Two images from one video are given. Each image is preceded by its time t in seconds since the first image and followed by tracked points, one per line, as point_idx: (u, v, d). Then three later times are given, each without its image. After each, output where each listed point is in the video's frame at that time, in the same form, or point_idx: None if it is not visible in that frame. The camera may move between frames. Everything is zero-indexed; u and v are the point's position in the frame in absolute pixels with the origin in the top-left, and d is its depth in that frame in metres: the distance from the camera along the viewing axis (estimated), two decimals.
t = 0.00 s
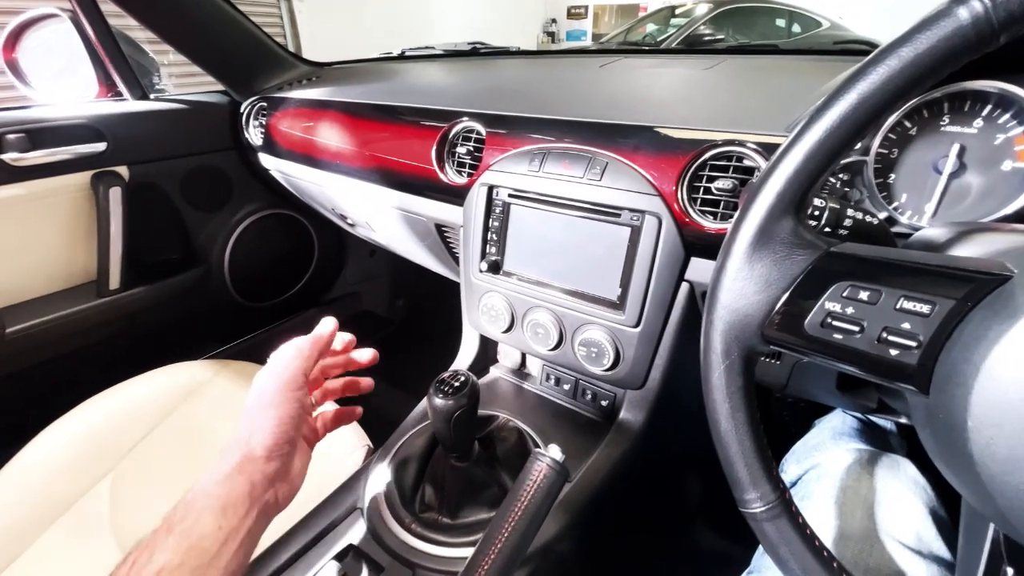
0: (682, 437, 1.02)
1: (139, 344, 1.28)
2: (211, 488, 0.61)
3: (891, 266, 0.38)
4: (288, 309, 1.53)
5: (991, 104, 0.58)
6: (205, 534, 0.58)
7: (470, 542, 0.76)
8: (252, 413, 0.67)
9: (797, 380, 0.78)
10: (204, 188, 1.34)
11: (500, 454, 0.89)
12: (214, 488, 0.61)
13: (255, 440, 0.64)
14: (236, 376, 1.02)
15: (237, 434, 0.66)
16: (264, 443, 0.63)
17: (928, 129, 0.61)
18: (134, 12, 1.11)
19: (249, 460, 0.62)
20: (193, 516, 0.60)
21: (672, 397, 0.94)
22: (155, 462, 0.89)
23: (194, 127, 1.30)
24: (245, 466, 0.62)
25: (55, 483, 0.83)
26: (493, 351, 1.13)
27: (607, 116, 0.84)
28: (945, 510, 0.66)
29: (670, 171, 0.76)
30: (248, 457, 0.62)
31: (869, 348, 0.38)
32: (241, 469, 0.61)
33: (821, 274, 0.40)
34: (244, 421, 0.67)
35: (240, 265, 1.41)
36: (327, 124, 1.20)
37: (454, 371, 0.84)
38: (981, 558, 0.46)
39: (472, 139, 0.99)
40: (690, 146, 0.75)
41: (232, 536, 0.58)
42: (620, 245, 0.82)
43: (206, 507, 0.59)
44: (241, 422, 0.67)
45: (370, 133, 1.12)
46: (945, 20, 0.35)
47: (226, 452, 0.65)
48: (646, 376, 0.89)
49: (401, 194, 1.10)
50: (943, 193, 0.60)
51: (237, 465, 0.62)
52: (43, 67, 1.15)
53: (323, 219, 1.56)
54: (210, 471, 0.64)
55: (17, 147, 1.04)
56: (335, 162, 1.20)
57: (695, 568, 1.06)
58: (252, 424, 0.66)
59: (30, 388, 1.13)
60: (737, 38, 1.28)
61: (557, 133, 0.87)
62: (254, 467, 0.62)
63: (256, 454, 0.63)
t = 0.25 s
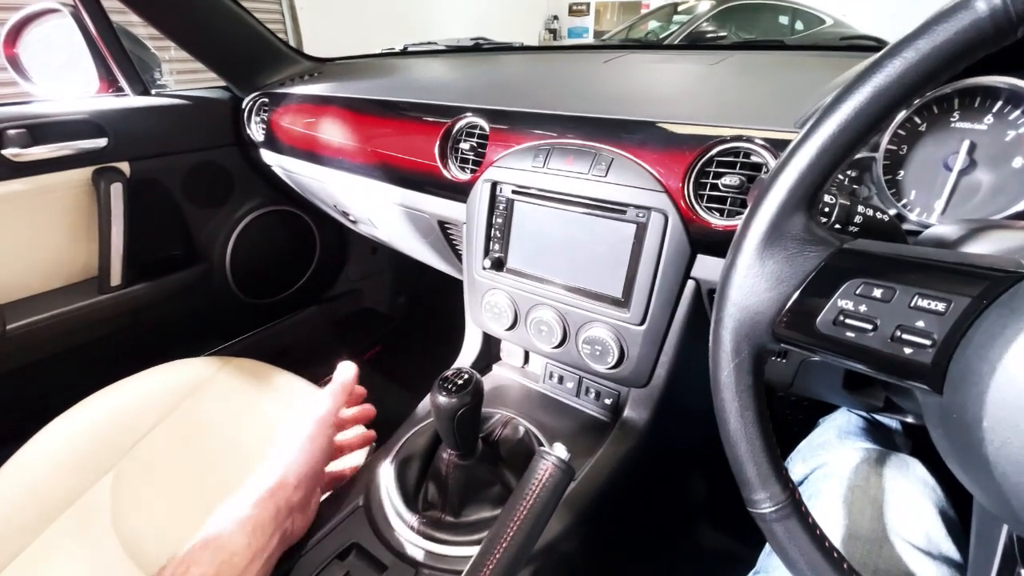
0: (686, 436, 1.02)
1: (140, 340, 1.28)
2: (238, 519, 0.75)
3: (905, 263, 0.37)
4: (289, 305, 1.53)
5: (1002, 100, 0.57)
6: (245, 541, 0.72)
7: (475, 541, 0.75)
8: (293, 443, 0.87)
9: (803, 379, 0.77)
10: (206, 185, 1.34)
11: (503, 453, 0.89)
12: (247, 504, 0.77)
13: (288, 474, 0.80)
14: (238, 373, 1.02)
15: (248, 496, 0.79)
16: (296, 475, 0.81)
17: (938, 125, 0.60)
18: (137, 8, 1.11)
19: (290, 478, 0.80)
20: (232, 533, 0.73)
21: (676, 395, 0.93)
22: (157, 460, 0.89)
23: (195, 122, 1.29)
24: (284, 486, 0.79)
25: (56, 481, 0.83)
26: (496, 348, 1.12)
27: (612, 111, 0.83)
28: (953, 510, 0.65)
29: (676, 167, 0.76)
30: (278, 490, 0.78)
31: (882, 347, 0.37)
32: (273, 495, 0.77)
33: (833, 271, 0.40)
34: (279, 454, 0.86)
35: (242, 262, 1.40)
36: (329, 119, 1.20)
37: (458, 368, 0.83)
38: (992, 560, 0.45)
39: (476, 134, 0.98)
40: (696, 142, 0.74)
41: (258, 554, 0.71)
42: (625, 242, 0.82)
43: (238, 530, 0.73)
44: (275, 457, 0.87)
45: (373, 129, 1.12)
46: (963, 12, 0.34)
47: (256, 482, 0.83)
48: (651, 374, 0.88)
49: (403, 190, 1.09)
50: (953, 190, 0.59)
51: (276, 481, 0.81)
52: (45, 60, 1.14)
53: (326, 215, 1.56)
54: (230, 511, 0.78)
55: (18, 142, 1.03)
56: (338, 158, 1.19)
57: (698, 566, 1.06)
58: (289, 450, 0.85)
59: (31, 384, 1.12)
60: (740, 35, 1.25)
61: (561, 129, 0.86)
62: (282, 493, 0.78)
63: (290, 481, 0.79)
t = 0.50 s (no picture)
0: (690, 434, 1.02)
1: (145, 337, 1.28)
2: (249, 514, 0.76)
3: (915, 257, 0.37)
4: (293, 303, 1.53)
5: (1010, 97, 0.57)
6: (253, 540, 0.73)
7: (481, 536, 0.75)
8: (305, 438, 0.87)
9: (808, 376, 0.77)
10: (211, 182, 1.34)
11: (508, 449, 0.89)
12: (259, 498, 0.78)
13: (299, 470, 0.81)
14: (242, 369, 1.02)
15: (259, 490, 0.79)
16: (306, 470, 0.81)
17: (945, 121, 0.60)
18: (144, 7, 1.12)
19: (299, 477, 0.80)
20: (241, 530, 0.74)
21: (681, 392, 0.93)
22: (162, 456, 0.89)
23: (200, 120, 1.29)
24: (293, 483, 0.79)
25: (62, 476, 0.83)
26: (500, 345, 1.12)
27: (618, 108, 0.83)
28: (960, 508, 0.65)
29: (682, 164, 0.76)
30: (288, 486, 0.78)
31: (892, 342, 0.37)
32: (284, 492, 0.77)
33: (843, 266, 0.40)
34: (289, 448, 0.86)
35: (246, 259, 1.40)
36: (333, 116, 1.20)
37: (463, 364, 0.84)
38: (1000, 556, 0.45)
39: (481, 131, 0.98)
40: (703, 139, 0.74)
41: (269, 553, 0.73)
42: (630, 239, 0.82)
43: (249, 528, 0.74)
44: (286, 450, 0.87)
45: (378, 126, 1.12)
46: (975, 6, 0.34)
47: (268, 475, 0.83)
48: (656, 371, 0.88)
49: (408, 188, 1.09)
50: (961, 186, 0.59)
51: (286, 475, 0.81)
52: (51, 58, 1.14)
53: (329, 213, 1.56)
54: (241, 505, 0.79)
55: (24, 139, 1.04)
56: (342, 155, 1.19)
57: (701, 564, 1.06)
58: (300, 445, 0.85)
59: (36, 380, 1.12)
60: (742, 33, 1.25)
61: (567, 126, 0.86)
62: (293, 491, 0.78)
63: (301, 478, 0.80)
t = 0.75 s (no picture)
0: (690, 433, 1.02)
1: (148, 336, 1.28)
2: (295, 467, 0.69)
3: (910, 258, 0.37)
4: (295, 302, 1.54)
5: (1008, 99, 0.57)
6: (304, 494, 0.65)
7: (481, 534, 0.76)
8: (354, 406, 0.83)
9: (808, 376, 0.77)
10: (213, 182, 1.35)
11: (508, 447, 0.89)
12: (302, 458, 0.72)
13: (348, 441, 0.78)
14: (244, 368, 1.02)
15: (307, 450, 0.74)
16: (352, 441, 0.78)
17: (944, 123, 0.60)
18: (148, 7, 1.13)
19: (352, 450, 0.77)
20: (285, 477, 0.67)
21: (681, 391, 0.94)
22: (165, 454, 0.89)
23: (203, 119, 1.30)
24: (344, 450, 0.76)
25: (65, 473, 0.84)
26: (501, 345, 1.13)
27: (619, 109, 0.84)
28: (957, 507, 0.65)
29: (681, 164, 0.76)
30: (341, 453, 0.75)
31: (886, 341, 0.38)
32: (337, 461, 0.74)
33: (839, 267, 0.40)
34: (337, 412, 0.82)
35: (249, 258, 1.41)
36: (335, 116, 1.20)
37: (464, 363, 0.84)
38: (993, 554, 0.46)
39: (482, 132, 0.99)
40: (702, 140, 0.75)
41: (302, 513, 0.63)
42: (630, 239, 0.82)
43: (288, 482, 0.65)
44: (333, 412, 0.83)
45: (379, 126, 1.12)
46: (970, 10, 0.35)
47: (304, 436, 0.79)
48: (656, 371, 0.89)
49: (410, 188, 1.10)
50: (959, 188, 0.60)
51: (332, 438, 0.77)
52: (54, 58, 1.14)
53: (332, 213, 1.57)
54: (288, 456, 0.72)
55: (29, 139, 1.05)
56: (344, 155, 1.20)
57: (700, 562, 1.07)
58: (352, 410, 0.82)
59: (39, 378, 1.13)
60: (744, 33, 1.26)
61: (567, 127, 0.87)
62: (342, 463, 0.74)
63: (352, 454, 0.77)
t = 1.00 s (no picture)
0: (690, 432, 1.02)
1: (148, 333, 1.28)
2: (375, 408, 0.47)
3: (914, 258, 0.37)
4: (295, 300, 1.54)
5: (1012, 97, 0.57)
6: (382, 429, 0.46)
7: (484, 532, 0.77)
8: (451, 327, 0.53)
9: (809, 375, 0.77)
10: (214, 179, 1.35)
11: (508, 447, 0.90)
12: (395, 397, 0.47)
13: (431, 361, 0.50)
14: (245, 365, 1.02)
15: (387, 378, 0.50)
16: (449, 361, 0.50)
17: (947, 122, 0.60)
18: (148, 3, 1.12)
19: (463, 357, 0.50)
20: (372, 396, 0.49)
21: (681, 391, 0.93)
22: (165, 452, 0.89)
23: (203, 116, 1.29)
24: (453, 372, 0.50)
25: (65, 471, 0.83)
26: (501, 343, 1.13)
27: (620, 107, 0.84)
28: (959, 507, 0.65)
29: (683, 163, 0.76)
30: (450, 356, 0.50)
31: (889, 341, 0.38)
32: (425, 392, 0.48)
33: (842, 266, 0.40)
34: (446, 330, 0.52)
35: (249, 256, 1.41)
36: (336, 114, 1.20)
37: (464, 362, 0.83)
38: (995, 554, 0.45)
39: (483, 129, 0.98)
40: (704, 138, 0.74)
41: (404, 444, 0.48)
42: (631, 238, 0.82)
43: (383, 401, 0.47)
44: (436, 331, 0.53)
45: (380, 124, 1.12)
46: (976, 7, 0.34)
47: (399, 357, 0.52)
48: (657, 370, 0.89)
49: (410, 185, 1.10)
50: (962, 187, 0.59)
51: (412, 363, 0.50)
52: (53, 56, 1.14)
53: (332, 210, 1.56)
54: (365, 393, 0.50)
55: (29, 136, 1.04)
56: (345, 153, 1.20)
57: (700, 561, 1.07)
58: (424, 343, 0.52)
59: (39, 376, 1.13)
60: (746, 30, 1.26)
61: (569, 125, 0.87)
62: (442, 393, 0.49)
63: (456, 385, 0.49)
